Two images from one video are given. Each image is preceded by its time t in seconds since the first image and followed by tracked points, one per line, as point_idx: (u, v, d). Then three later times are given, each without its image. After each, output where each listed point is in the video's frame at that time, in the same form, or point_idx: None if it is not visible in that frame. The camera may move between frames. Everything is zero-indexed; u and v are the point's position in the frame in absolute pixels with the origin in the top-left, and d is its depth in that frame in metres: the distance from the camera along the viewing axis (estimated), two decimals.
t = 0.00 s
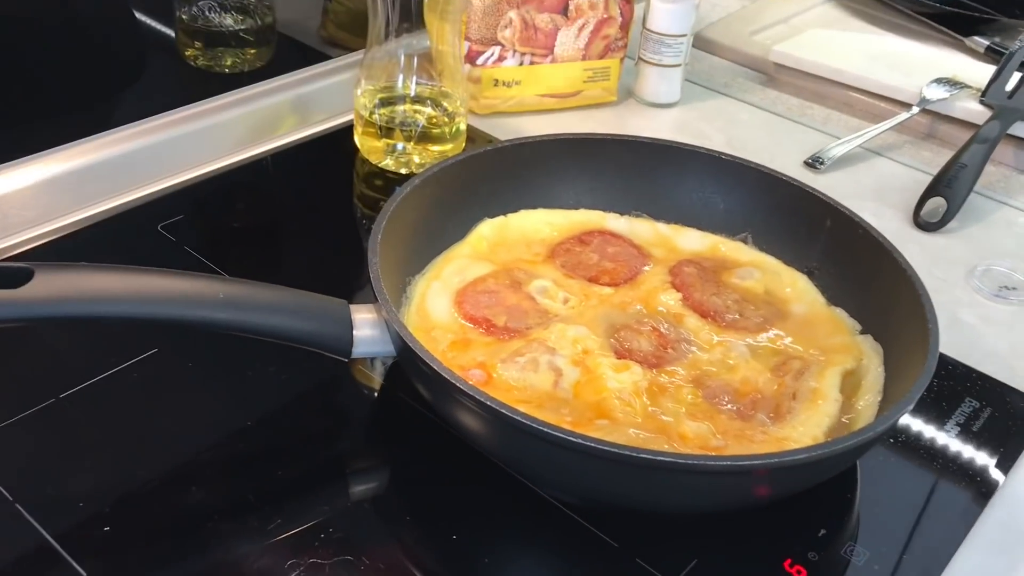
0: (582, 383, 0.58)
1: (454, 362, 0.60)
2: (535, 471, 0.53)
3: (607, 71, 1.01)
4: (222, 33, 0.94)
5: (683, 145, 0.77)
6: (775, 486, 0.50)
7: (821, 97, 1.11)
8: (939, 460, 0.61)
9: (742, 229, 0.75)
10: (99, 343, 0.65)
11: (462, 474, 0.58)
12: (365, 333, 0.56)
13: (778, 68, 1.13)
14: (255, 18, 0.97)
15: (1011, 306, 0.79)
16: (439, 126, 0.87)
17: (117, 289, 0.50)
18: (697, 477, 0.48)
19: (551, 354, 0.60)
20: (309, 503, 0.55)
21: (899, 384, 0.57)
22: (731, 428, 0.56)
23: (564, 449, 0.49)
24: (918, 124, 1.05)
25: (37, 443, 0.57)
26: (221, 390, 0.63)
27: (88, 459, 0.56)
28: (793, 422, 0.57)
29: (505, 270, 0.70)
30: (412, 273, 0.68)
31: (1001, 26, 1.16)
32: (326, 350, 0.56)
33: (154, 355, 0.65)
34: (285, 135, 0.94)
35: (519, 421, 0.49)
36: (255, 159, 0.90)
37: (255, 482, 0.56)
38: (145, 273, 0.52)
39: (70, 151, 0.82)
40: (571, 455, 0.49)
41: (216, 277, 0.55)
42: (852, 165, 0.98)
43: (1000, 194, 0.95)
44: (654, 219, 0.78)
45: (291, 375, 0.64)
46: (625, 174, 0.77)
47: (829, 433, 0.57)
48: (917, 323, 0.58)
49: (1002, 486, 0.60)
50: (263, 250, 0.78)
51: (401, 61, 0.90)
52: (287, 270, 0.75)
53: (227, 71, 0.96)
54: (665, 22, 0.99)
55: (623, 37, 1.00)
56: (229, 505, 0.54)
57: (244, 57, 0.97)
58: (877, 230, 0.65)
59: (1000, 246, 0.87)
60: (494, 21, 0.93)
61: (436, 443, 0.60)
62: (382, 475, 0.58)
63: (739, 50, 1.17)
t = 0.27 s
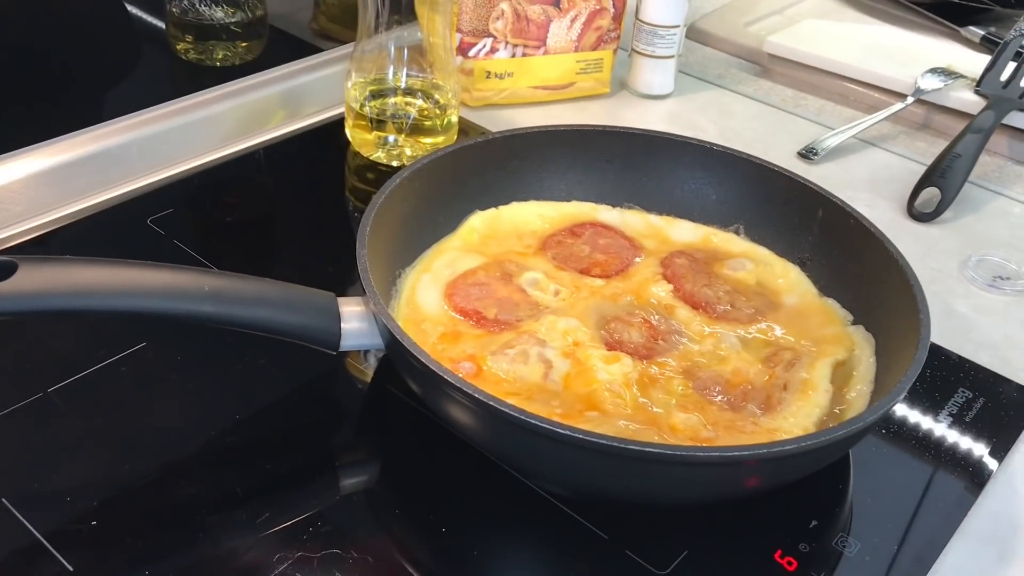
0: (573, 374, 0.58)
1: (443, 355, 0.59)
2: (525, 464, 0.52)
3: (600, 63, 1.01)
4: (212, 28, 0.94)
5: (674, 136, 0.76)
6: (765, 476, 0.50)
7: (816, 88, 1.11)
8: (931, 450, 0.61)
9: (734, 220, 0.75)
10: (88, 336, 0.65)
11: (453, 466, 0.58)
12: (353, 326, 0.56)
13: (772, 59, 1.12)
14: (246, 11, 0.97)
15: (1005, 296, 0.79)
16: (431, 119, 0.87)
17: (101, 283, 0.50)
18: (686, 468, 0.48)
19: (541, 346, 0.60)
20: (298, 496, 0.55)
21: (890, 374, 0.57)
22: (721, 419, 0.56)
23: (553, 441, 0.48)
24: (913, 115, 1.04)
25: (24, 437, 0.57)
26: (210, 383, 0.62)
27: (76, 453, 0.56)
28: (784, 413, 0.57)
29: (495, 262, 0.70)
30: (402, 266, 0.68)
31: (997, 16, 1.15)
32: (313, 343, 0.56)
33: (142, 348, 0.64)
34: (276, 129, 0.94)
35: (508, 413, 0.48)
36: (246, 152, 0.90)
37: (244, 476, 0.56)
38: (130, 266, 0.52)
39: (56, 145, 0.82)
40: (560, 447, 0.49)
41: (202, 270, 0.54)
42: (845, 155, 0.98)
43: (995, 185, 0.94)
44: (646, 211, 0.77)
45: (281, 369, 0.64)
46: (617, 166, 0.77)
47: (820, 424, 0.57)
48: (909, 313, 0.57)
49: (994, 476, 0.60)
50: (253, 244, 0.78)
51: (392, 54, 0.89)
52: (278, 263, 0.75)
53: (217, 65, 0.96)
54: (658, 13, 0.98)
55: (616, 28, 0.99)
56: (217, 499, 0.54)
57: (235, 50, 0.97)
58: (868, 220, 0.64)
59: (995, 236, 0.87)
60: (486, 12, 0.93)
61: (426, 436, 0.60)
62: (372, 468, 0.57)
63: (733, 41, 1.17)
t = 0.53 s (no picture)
0: (581, 371, 0.58)
1: (451, 351, 0.59)
2: (534, 461, 0.52)
3: (605, 58, 1.00)
4: (215, 22, 0.94)
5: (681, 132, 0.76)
6: (776, 474, 0.50)
7: (822, 84, 1.10)
8: (941, 447, 0.61)
9: (742, 216, 0.75)
10: (93, 333, 0.64)
11: (461, 464, 0.57)
12: (361, 322, 0.56)
13: (778, 54, 1.12)
14: (250, 5, 0.96)
15: (1013, 292, 0.79)
16: (436, 114, 0.87)
17: (108, 279, 0.50)
18: (697, 466, 0.47)
19: (549, 343, 0.59)
20: (306, 493, 0.55)
21: (900, 371, 0.56)
22: (731, 416, 0.56)
23: (563, 438, 0.48)
24: (919, 110, 1.04)
25: (30, 434, 0.56)
26: (217, 380, 0.62)
27: (81, 450, 0.56)
28: (793, 410, 0.57)
29: (502, 259, 0.69)
30: (409, 262, 0.67)
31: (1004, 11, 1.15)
32: (320, 340, 0.56)
33: (148, 345, 0.64)
34: (281, 124, 0.93)
35: (517, 411, 0.48)
36: (250, 148, 0.89)
37: (251, 473, 0.56)
38: (136, 262, 0.51)
39: (59, 141, 0.81)
40: (569, 445, 0.49)
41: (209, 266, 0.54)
42: (852, 151, 0.97)
43: (1002, 181, 0.94)
44: (653, 207, 0.77)
45: (287, 366, 0.64)
46: (624, 162, 0.76)
47: (830, 421, 0.56)
48: (919, 309, 0.57)
49: (1005, 474, 0.59)
50: (258, 240, 0.77)
51: (397, 49, 0.89)
52: (283, 259, 0.75)
53: (220, 60, 0.96)
54: (664, 8, 0.98)
55: (622, 23, 0.99)
56: (223, 496, 0.54)
57: (239, 45, 0.97)
58: (878, 216, 0.64)
59: (1003, 232, 0.86)
60: (492, 7, 0.92)
61: (434, 433, 0.60)
62: (379, 465, 0.57)
63: (739, 36, 1.16)
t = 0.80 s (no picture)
0: (584, 371, 0.58)
1: (454, 351, 0.59)
2: (537, 461, 0.52)
3: (608, 58, 1.00)
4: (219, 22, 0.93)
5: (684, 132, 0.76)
6: (779, 474, 0.50)
7: (825, 84, 1.10)
8: (944, 448, 0.61)
9: (745, 216, 0.75)
10: (96, 333, 0.64)
11: (463, 464, 0.57)
12: (365, 322, 0.56)
13: (781, 54, 1.12)
14: (253, 5, 0.96)
15: (1016, 293, 0.79)
16: (439, 114, 0.87)
17: (112, 279, 0.50)
18: (699, 466, 0.47)
19: (552, 343, 0.59)
20: (309, 493, 0.55)
21: (904, 371, 0.56)
22: (734, 416, 0.56)
23: (566, 439, 0.48)
24: (922, 111, 1.04)
25: (34, 434, 0.56)
26: (220, 380, 0.62)
27: (85, 450, 0.56)
28: (796, 411, 0.57)
29: (505, 259, 0.69)
30: (412, 262, 0.67)
31: (1007, 11, 1.15)
32: (323, 339, 0.56)
33: (151, 345, 0.64)
34: (284, 123, 0.93)
35: (521, 411, 0.48)
36: (253, 147, 0.90)
37: (254, 472, 0.56)
38: (141, 262, 0.51)
39: (64, 141, 0.81)
40: (573, 445, 0.49)
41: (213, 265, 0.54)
42: (855, 151, 0.97)
43: (1006, 181, 0.94)
44: (656, 207, 0.77)
45: (290, 366, 0.64)
46: (627, 162, 0.76)
47: (833, 422, 0.56)
48: (922, 310, 0.57)
49: (1008, 475, 0.59)
50: (262, 239, 0.77)
51: (400, 49, 0.89)
52: (286, 259, 0.75)
53: (224, 60, 0.96)
54: (666, 7, 0.98)
55: (625, 23, 0.99)
56: (226, 496, 0.54)
57: (242, 44, 0.97)
58: (881, 216, 0.64)
59: (1006, 232, 0.86)
60: (495, 6, 0.92)
61: (436, 433, 0.60)
62: (382, 465, 0.57)
63: (742, 36, 1.16)
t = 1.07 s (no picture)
0: (582, 372, 0.58)
1: (452, 352, 0.59)
2: (535, 462, 0.52)
3: (608, 59, 1.00)
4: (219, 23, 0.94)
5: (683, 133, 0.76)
6: (776, 475, 0.50)
7: (824, 85, 1.10)
8: (942, 449, 0.61)
9: (743, 217, 0.75)
10: (95, 334, 0.65)
11: (462, 465, 0.58)
12: (362, 323, 0.56)
13: (780, 55, 1.12)
14: (253, 7, 0.96)
15: (1014, 293, 0.79)
16: (438, 115, 0.87)
17: (110, 280, 0.50)
18: (696, 467, 0.48)
19: (550, 344, 0.59)
20: (307, 494, 0.55)
21: (901, 372, 0.56)
22: (731, 417, 0.56)
23: (563, 440, 0.48)
24: (921, 111, 1.04)
25: (33, 435, 0.57)
26: (219, 382, 0.62)
27: (84, 451, 0.56)
28: (794, 412, 0.57)
29: (504, 260, 0.69)
30: (410, 263, 0.67)
31: (1007, 12, 1.15)
32: (321, 341, 0.56)
33: (150, 346, 0.64)
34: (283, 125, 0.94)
35: (518, 412, 0.48)
36: (253, 149, 0.90)
37: (253, 473, 0.56)
38: (139, 264, 0.52)
39: (64, 143, 0.82)
40: (570, 446, 0.49)
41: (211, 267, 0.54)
42: (854, 152, 0.97)
43: (1005, 182, 0.94)
44: (654, 207, 0.77)
45: (289, 367, 0.64)
46: (626, 163, 0.76)
47: (830, 423, 0.56)
48: (920, 312, 0.57)
49: (1006, 475, 0.59)
50: (261, 240, 0.78)
51: (400, 50, 0.89)
52: (285, 260, 0.75)
53: (224, 61, 0.96)
54: (664, 8, 0.98)
55: (624, 25, 0.99)
56: (225, 497, 0.54)
57: (242, 45, 0.97)
58: (879, 217, 0.64)
59: (1005, 233, 0.86)
60: (495, 8, 0.92)
61: (435, 434, 0.60)
62: (380, 466, 0.57)
63: (741, 37, 1.16)
